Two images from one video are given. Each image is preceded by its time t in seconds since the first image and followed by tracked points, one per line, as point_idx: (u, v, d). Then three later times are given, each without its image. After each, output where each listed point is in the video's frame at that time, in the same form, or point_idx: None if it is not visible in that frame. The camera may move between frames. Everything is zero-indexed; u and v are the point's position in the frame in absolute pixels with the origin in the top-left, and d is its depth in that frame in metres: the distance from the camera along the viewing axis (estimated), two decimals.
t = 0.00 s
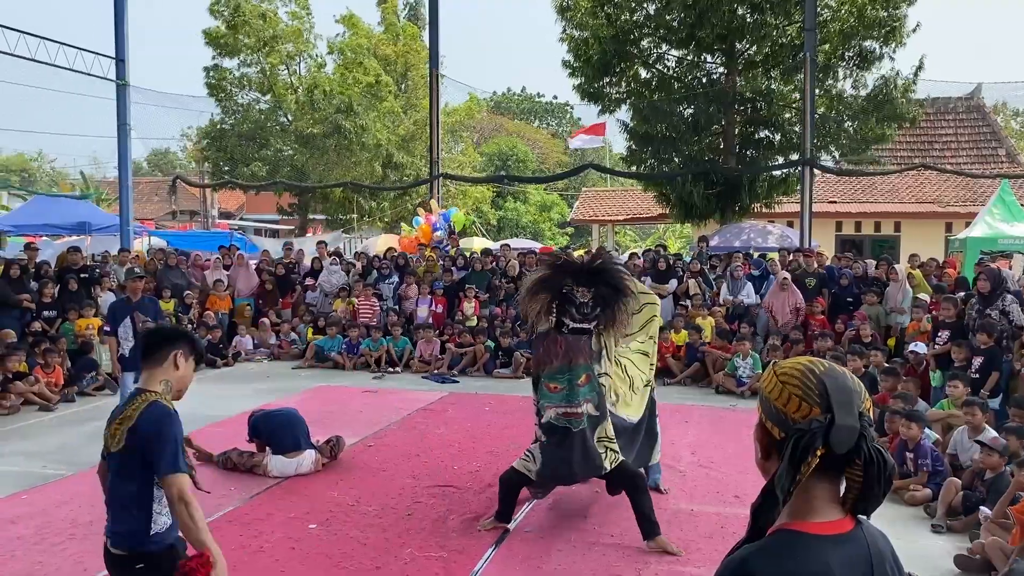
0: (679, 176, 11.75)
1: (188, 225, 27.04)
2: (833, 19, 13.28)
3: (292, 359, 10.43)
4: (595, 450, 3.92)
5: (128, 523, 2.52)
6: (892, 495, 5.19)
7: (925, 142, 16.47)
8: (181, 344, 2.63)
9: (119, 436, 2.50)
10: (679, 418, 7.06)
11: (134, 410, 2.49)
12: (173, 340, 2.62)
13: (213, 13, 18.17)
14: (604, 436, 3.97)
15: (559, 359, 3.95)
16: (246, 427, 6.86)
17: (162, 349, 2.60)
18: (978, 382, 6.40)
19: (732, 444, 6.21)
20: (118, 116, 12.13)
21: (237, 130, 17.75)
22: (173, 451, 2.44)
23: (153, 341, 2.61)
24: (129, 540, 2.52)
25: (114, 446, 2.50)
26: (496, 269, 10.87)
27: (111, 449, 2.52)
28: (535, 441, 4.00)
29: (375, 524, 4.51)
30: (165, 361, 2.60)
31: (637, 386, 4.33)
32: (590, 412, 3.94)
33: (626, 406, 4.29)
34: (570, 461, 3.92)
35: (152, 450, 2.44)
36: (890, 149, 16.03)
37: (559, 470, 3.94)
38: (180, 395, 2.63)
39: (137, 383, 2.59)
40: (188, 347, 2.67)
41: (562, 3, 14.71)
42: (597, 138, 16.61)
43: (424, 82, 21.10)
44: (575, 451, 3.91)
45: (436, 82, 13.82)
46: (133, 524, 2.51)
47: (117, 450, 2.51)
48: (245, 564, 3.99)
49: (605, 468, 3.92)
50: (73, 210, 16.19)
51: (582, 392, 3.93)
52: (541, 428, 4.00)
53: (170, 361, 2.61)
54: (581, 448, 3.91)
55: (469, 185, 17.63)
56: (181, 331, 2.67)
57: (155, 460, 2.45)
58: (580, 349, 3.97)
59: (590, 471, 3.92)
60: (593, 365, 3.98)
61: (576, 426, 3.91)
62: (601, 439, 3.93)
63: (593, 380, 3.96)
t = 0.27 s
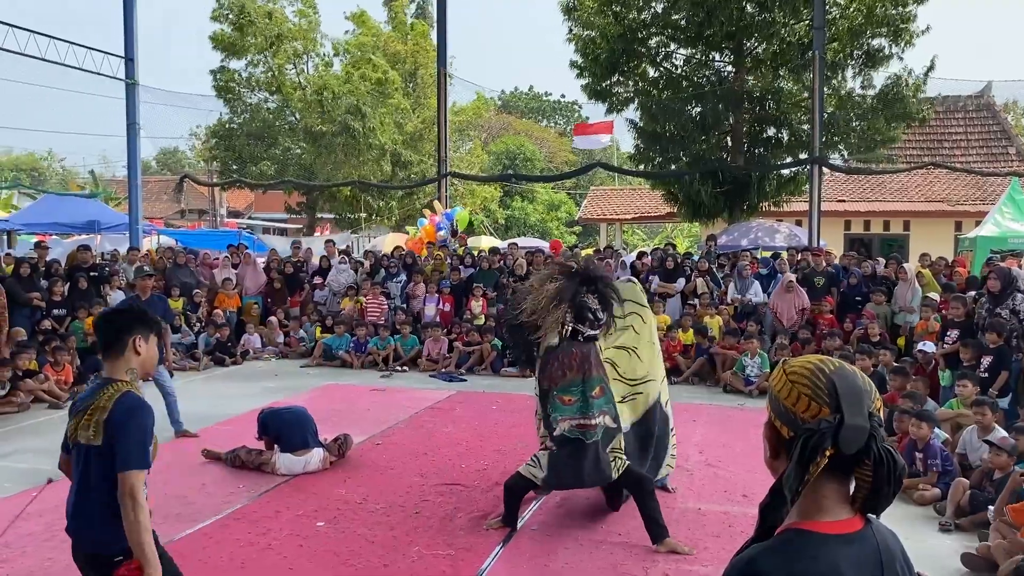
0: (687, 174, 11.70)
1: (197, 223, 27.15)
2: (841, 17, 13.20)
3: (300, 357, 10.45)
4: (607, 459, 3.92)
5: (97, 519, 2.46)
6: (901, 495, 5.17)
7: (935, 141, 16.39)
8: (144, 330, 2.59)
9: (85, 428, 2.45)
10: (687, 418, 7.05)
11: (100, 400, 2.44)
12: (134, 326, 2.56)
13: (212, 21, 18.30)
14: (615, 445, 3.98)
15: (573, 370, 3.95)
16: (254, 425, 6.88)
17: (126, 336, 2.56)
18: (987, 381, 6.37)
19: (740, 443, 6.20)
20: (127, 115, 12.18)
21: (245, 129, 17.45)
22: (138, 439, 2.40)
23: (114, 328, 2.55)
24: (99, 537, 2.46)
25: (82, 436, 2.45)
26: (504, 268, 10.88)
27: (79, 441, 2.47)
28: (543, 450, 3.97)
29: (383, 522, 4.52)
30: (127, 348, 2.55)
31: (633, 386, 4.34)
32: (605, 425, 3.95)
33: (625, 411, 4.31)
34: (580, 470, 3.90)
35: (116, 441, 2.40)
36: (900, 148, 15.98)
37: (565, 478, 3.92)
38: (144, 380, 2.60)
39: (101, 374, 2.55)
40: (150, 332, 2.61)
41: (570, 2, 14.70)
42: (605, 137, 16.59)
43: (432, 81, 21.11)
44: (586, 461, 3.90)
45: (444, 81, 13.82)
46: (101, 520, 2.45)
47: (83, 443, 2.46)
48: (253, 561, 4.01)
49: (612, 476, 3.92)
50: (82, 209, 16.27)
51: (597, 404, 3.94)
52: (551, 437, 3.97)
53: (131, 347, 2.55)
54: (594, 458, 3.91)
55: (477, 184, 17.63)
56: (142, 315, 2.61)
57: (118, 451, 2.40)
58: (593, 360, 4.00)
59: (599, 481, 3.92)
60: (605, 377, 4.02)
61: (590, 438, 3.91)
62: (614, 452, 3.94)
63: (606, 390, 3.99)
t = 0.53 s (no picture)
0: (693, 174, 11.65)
1: (202, 223, 27.23)
2: (847, 16, 13.17)
3: (305, 356, 10.46)
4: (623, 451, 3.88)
5: (85, 514, 2.44)
6: (906, 495, 5.15)
7: (941, 140, 16.35)
8: (127, 321, 2.54)
9: (67, 424, 2.41)
10: (692, 417, 7.05)
11: (82, 395, 2.41)
12: (115, 317, 2.51)
13: (221, 18, 18.27)
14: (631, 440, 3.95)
15: (589, 360, 3.88)
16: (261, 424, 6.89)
17: (106, 328, 2.50)
18: (993, 381, 6.36)
19: (745, 443, 6.19)
20: (133, 115, 12.22)
21: (252, 129, 17.19)
22: (123, 434, 2.38)
23: (96, 321, 2.50)
24: (87, 533, 2.44)
25: (66, 434, 2.41)
26: (508, 267, 10.88)
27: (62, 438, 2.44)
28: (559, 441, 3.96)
29: (388, 521, 4.53)
30: (109, 341, 2.50)
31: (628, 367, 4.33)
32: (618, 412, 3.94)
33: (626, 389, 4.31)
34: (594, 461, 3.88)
35: (101, 437, 2.37)
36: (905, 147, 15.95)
37: (579, 469, 3.91)
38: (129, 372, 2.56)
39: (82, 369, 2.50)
40: (132, 323, 2.56)
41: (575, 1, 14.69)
42: (610, 136, 16.59)
43: (438, 81, 21.13)
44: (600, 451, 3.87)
45: (449, 80, 13.84)
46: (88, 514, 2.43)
47: (67, 438, 2.42)
48: (259, 560, 4.02)
49: (627, 473, 3.87)
50: (88, 209, 16.30)
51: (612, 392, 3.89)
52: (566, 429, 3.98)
53: (111, 341, 2.50)
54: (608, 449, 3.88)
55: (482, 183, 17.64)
56: (124, 304, 2.55)
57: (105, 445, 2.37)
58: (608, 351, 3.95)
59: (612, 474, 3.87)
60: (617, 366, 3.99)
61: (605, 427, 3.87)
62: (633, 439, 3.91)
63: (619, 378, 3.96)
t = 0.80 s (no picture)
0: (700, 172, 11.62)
1: (209, 222, 27.31)
2: (854, 14, 13.12)
3: (311, 355, 10.47)
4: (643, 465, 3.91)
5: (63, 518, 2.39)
6: (914, 495, 5.13)
7: (948, 139, 16.30)
8: (126, 324, 2.52)
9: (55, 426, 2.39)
10: (698, 416, 7.03)
11: (73, 396, 2.39)
12: (113, 320, 2.49)
13: (230, 15, 18.34)
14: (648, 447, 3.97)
15: (607, 375, 3.92)
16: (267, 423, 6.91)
17: (105, 328, 2.48)
18: (1002, 381, 6.33)
19: (751, 442, 6.18)
20: (139, 115, 12.26)
21: (258, 129, 17.18)
22: (105, 440, 2.33)
23: (94, 321, 2.48)
24: (70, 537, 2.40)
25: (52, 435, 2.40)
26: (514, 266, 10.87)
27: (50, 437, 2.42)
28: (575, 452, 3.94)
29: (394, 520, 4.53)
30: (105, 343, 2.48)
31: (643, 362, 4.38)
32: (637, 427, 3.93)
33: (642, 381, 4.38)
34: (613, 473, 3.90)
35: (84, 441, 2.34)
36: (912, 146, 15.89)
37: (597, 479, 3.92)
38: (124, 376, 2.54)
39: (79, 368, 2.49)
40: (133, 326, 2.54)
41: None
42: (616, 135, 16.56)
43: (443, 81, 21.14)
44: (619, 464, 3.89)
45: (454, 80, 13.84)
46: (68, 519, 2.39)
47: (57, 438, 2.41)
48: (265, 558, 4.02)
49: (645, 478, 3.92)
50: (95, 208, 16.34)
51: (631, 407, 3.92)
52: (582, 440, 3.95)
53: (110, 343, 2.48)
54: (627, 463, 3.91)
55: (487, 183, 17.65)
56: (124, 306, 2.53)
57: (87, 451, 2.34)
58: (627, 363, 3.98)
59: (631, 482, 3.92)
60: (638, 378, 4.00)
61: (623, 443, 3.89)
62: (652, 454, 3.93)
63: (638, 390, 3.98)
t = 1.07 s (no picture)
0: (704, 172, 11.61)
1: (213, 222, 27.36)
2: (859, 14, 13.09)
3: (315, 355, 10.49)
4: (658, 464, 3.83)
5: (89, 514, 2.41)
6: (918, 495, 5.13)
7: (953, 138, 16.27)
8: (145, 322, 2.56)
9: (80, 421, 2.43)
10: (702, 416, 7.03)
11: (99, 391, 2.43)
12: (130, 318, 2.52)
13: (237, 15, 18.32)
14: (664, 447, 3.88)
15: (615, 371, 3.90)
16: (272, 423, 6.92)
17: (123, 326, 2.51)
18: (1007, 380, 6.31)
19: (756, 442, 6.17)
20: (144, 116, 12.28)
21: (261, 128, 17.55)
22: (128, 434, 2.37)
23: (111, 319, 2.51)
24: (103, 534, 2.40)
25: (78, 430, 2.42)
26: (518, 266, 10.87)
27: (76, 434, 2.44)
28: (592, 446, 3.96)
29: (398, 520, 4.54)
30: (125, 340, 2.51)
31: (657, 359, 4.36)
32: (652, 425, 3.86)
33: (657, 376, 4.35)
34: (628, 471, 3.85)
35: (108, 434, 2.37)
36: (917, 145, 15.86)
37: (613, 474, 3.89)
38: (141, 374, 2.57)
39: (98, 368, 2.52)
40: (149, 324, 2.57)
41: None
42: (620, 134, 16.53)
43: (448, 81, 21.14)
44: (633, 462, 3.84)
45: (458, 80, 13.84)
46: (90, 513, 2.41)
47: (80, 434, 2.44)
48: (270, 558, 4.04)
49: (663, 479, 3.83)
50: (100, 209, 16.39)
51: (643, 404, 3.86)
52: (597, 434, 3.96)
53: (129, 341, 2.51)
54: (642, 462, 3.84)
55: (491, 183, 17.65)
56: (140, 304, 2.56)
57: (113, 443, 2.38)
58: (635, 357, 3.91)
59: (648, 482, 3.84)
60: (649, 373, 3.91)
61: (635, 440, 3.85)
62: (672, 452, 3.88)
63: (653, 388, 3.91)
